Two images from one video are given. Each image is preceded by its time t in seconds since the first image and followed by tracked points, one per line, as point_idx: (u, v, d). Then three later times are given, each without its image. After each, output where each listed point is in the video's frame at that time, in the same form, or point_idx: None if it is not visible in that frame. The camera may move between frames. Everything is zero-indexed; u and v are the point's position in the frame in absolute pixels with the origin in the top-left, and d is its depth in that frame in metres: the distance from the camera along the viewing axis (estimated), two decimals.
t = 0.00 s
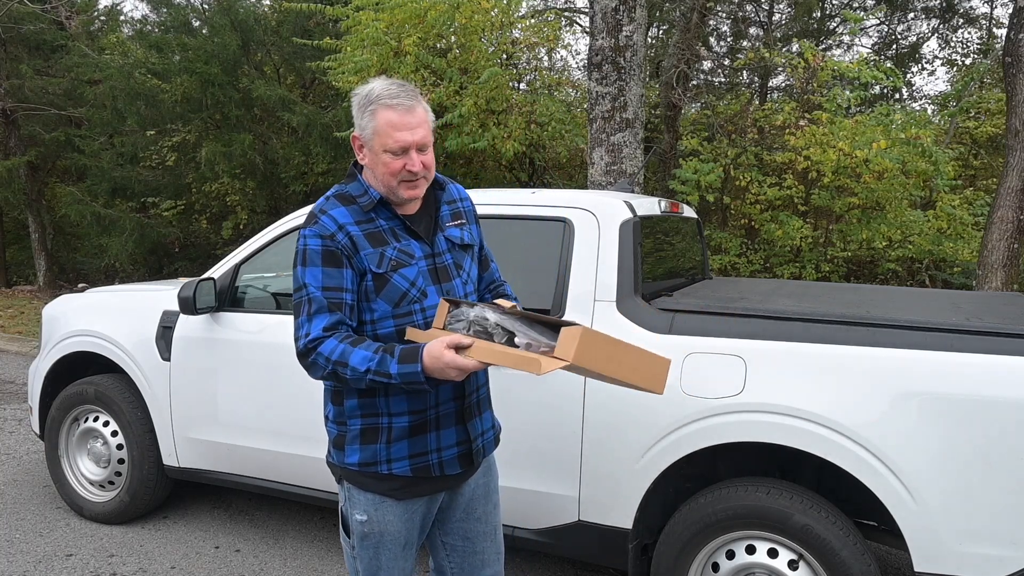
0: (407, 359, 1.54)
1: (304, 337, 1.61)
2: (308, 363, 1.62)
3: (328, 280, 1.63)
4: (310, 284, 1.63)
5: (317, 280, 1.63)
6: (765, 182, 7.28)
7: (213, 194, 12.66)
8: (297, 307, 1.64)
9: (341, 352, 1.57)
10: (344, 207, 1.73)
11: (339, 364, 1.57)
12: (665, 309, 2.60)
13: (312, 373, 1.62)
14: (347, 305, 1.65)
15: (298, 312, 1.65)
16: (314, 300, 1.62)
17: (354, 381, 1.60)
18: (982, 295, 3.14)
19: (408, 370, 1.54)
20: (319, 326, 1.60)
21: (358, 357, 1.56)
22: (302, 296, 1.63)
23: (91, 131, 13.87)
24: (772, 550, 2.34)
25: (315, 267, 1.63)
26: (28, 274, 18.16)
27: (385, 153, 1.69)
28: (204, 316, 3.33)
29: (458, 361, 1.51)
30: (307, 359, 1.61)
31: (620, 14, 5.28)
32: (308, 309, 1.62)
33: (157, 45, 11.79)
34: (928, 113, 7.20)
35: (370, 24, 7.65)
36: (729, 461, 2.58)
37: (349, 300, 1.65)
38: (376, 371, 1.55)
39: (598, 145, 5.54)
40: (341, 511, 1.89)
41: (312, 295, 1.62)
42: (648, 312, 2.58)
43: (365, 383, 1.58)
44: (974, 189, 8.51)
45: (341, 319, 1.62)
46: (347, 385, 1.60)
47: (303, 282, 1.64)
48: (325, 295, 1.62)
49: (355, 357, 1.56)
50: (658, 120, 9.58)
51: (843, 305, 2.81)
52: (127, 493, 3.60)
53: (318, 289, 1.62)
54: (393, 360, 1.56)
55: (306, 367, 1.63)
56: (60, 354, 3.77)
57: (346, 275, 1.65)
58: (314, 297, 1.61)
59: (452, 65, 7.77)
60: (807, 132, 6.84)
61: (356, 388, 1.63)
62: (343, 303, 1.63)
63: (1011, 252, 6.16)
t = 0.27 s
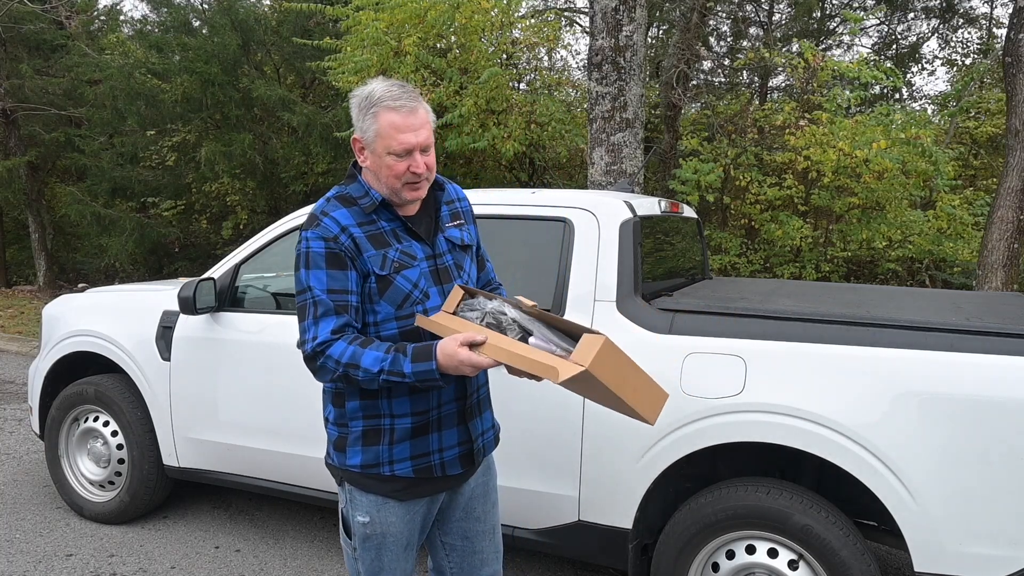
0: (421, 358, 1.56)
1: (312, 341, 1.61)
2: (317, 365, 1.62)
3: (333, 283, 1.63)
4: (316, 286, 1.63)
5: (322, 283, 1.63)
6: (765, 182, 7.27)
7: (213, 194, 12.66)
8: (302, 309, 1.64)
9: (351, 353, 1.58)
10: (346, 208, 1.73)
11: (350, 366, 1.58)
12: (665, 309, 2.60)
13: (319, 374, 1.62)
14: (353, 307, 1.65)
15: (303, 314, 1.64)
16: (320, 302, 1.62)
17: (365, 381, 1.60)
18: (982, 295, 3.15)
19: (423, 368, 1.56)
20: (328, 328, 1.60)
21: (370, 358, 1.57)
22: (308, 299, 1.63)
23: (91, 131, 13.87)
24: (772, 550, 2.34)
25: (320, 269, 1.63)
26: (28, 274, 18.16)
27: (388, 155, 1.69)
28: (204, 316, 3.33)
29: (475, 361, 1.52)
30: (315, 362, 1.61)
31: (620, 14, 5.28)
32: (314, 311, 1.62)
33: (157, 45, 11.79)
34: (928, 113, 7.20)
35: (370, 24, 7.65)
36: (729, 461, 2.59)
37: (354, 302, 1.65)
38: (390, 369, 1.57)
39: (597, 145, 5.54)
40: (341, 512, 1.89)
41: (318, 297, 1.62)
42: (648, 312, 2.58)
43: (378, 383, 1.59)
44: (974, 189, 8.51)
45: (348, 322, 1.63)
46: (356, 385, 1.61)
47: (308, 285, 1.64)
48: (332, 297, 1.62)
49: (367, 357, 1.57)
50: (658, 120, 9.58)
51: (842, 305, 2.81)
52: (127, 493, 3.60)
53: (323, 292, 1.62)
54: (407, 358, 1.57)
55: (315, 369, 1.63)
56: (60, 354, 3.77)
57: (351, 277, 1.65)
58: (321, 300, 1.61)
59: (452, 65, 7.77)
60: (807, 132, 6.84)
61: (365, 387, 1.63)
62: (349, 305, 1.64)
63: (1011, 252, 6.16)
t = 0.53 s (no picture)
0: (422, 352, 1.56)
1: (313, 341, 1.61)
2: (318, 365, 1.62)
3: (333, 283, 1.63)
4: (316, 286, 1.62)
5: (322, 283, 1.63)
6: (765, 182, 7.27)
7: (213, 194, 12.66)
8: (303, 309, 1.64)
9: (352, 351, 1.58)
10: (346, 208, 1.73)
11: (351, 364, 1.58)
12: (665, 309, 2.60)
13: (320, 373, 1.62)
14: (354, 307, 1.65)
15: (304, 315, 1.65)
16: (321, 302, 1.62)
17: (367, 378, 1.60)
18: (982, 295, 3.15)
19: (425, 362, 1.56)
20: (328, 328, 1.60)
21: (371, 355, 1.57)
22: (308, 298, 1.63)
23: (91, 131, 13.87)
24: (772, 550, 2.34)
25: (321, 269, 1.63)
26: (28, 274, 18.15)
27: (390, 154, 1.69)
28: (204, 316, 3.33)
29: (476, 350, 1.53)
30: (317, 362, 1.61)
31: (620, 14, 5.28)
32: (315, 312, 1.62)
33: (157, 45, 11.79)
34: (928, 113, 7.21)
35: (370, 24, 7.65)
36: (728, 461, 2.58)
37: (355, 302, 1.65)
38: (392, 365, 1.57)
39: (598, 145, 5.54)
40: (343, 514, 1.89)
41: (319, 297, 1.62)
42: (648, 312, 2.58)
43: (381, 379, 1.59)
44: (974, 189, 8.51)
45: (349, 321, 1.63)
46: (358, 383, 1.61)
47: (308, 285, 1.64)
48: (332, 298, 1.62)
49: (368, 354, 1.57)
50: (658, 120, 9.59)
51: (842, 305, 2.81)
52: (127, 493, 3.60)
53: (324, 292, 1.62)
54: (408, 352, 1.57)
55: (316, 369, 1.63)
56: (60, 354, 3.77)
57: (352, 276, 1.65)
58: (322, 300, 1.61)
59: (453, 65, 7.77)
60: (807, 132, 6.84)
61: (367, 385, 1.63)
62: (350, 305, 1.64)
63: (1011, 252, 6.16)
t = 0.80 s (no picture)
0: (424, 336, 1.57)
1: (314, 341, 1.61)
2: (319, 364, 1.62)
3: (334, 283, 1.63)
4: (317, 286, 1.63)
5: (323, 283, 1.63)
6: (765, 182, 7.28)
7: (213, 194, 12.66)
8: (302, 310, 1.65)
9: (353, 348, 1.58)
10: (346, 208, 1.73)
11: (352, 360, 1.58)
12: (665, 309, 2.60)
13: (321, 373, 1.62)
14: (355, 306, 1.65)
15: (304, 316, 1.65)
16: (321, 301, 1.62)
17: (369, 373, 1.61)
18: (982, 295, 3.15)
19: (428, 346, 1.57)
20: (329, 327, 1.60)
21: (372, 349, 1.58)
22: (308, 298, 1.63)
23: (91, 131, 13.87)
24: (772, 550, 2.34)
25: (320, 269, 1.63)
26: (28, 274, 18.15)
27: (392, 155, 1.69)
28: (204, 315, 3.33)
29: (471, 330, 1.53)
30: (318, 361, 1.62)
31: (620, 14, 5.28)
32: (315, 312, 1.62)
33: (156, 45, 11.80)
34: (927, 113, 7.21)
35: (370, 24, 7.65)
36: (728, 462, 2.58)
37: (356, 301, 1.65)
38: (395, 355, 1.57)
39: (598, 145, 5.54)
40: (343, 514, 1.89)
41: (319, 297, 1.62)
42: (648, 312, 2.59)
43: (384, 371, 1.59)
44: (974, 189, 8.51)
45: (350, 320, 1.63)
46: (360, 379, 1.61)
47: (309, 285, 1.64)
48: (333, 297, 1.62)
49: (371, 347, 1.58)
50: (658, 120, 9.59)
51: (842, 305, 2.81)
52: (127, 493, 3.60)
53: (325, 291, 1.62)
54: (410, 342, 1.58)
55: (317, 369, 1.63)
56: (60, 354, 3.77)
57: (352, 276, 1.65)
58: (322, 299, 1.61)
59: (453, 65, 7.77)
60: (807, 132, 6.84)
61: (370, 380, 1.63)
62: (351, 304, 1.64)
63: (1011, 252, 6.16)
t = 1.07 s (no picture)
0: (419, 340, 1.58)
1: (311, 341, 1.61)
2: (316, 364, 1.62)
3: (333, 283, 1.63)
4: (315, 286, 1.63)
5: (321, 283, 1.63)
6: (765, 182, 7.27)
7: (213, 194, 12.66)
8: (300, 310, 1.65)
9: (350, 349, 1.58)
10: (347, 208, 1.73)
11: (348, 361, 1.59)
12: (665, 309, 2.60)
13: (316, 373, 1.62)
14: (353, 307, 1.65)
15: (302, 316, 1.65)
16: (319, 300, 1.62)
17: (364, 375, 1.61)
18: (982, 295, 3.15)
19: (423, 349, 1.57)
20: (326, 328, 1.61)
21: (367, 351, 1.58)
22: (306, 298, 1.63)
23: (91, 131, 13.87)
24: (772, 550, 2.34)
25: (320, 268, 1.63)
26: (28, 274, 18.15)
27: (396, 155, 1.69)
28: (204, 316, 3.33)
29: (464, 332, 1.53)
30: (315, 361, 1.62)
31: (620, 14, 5.28)
32: (313, 311, 1.62)
33: (157, 45, 11.80)
34: (927, 114, 7.21)
35: (370, 24, 7.65)
36: (728, 461, 2.58)
37: (354, 302, 1.65)
38: (389, 358, 1.57)
39: (598, 145, 5.54)
40: (342, 514, 1.89)
41: (318, 297, 1.62)
42: (648, 312, 2.59)
43: (379, 374, 1.60)
44: (974, 190, 8.51)
45: (347, 321, 1.63)
46: (356, 381, 1.61)
47: (307, 284, 1.64)
48: (331, 298, 1.62)
49: (366, 349, 1.58)
50: (658, 120, 9.59)
51: (842, 305, 2.81)
52: (126, 493, 3.60)
53: (323, 291, 1.62)
54: (405, 346, 1.58)
55: (313, 369, 1.63)
56: (60, 354, 3.77)
57: (350, 277, 1.65)
58: (320, 300, 1.62)
59: (453, 65, 7.77)
60: (807, 132, 6.84)
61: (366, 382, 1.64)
62: (349, 305, 1.64)
63: (1011, 252, 6.16)
